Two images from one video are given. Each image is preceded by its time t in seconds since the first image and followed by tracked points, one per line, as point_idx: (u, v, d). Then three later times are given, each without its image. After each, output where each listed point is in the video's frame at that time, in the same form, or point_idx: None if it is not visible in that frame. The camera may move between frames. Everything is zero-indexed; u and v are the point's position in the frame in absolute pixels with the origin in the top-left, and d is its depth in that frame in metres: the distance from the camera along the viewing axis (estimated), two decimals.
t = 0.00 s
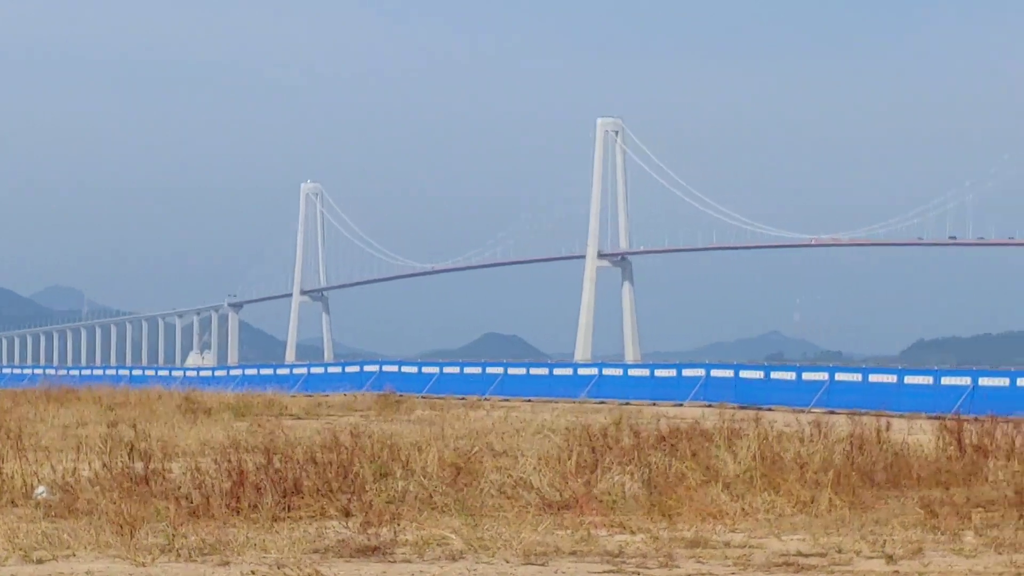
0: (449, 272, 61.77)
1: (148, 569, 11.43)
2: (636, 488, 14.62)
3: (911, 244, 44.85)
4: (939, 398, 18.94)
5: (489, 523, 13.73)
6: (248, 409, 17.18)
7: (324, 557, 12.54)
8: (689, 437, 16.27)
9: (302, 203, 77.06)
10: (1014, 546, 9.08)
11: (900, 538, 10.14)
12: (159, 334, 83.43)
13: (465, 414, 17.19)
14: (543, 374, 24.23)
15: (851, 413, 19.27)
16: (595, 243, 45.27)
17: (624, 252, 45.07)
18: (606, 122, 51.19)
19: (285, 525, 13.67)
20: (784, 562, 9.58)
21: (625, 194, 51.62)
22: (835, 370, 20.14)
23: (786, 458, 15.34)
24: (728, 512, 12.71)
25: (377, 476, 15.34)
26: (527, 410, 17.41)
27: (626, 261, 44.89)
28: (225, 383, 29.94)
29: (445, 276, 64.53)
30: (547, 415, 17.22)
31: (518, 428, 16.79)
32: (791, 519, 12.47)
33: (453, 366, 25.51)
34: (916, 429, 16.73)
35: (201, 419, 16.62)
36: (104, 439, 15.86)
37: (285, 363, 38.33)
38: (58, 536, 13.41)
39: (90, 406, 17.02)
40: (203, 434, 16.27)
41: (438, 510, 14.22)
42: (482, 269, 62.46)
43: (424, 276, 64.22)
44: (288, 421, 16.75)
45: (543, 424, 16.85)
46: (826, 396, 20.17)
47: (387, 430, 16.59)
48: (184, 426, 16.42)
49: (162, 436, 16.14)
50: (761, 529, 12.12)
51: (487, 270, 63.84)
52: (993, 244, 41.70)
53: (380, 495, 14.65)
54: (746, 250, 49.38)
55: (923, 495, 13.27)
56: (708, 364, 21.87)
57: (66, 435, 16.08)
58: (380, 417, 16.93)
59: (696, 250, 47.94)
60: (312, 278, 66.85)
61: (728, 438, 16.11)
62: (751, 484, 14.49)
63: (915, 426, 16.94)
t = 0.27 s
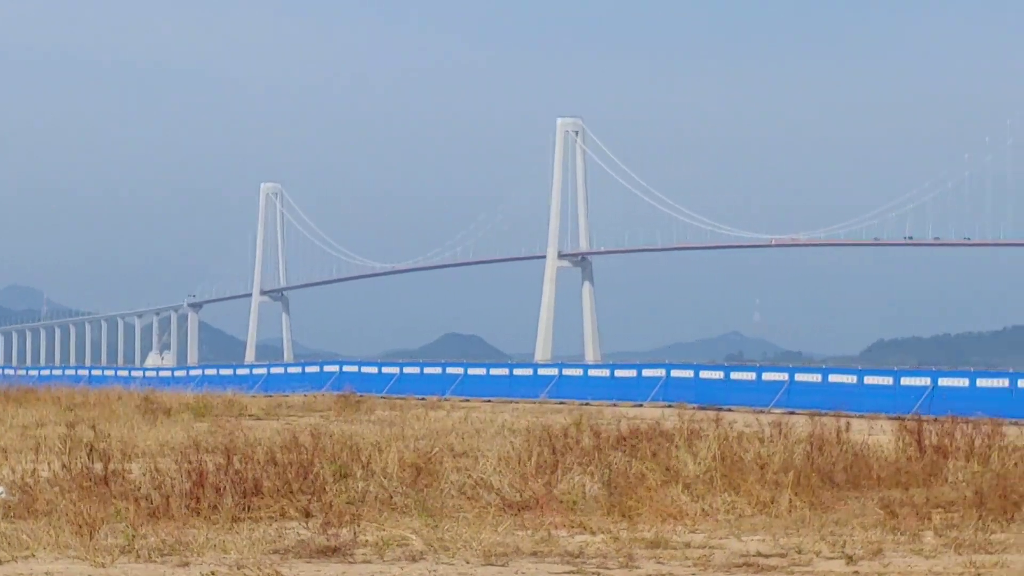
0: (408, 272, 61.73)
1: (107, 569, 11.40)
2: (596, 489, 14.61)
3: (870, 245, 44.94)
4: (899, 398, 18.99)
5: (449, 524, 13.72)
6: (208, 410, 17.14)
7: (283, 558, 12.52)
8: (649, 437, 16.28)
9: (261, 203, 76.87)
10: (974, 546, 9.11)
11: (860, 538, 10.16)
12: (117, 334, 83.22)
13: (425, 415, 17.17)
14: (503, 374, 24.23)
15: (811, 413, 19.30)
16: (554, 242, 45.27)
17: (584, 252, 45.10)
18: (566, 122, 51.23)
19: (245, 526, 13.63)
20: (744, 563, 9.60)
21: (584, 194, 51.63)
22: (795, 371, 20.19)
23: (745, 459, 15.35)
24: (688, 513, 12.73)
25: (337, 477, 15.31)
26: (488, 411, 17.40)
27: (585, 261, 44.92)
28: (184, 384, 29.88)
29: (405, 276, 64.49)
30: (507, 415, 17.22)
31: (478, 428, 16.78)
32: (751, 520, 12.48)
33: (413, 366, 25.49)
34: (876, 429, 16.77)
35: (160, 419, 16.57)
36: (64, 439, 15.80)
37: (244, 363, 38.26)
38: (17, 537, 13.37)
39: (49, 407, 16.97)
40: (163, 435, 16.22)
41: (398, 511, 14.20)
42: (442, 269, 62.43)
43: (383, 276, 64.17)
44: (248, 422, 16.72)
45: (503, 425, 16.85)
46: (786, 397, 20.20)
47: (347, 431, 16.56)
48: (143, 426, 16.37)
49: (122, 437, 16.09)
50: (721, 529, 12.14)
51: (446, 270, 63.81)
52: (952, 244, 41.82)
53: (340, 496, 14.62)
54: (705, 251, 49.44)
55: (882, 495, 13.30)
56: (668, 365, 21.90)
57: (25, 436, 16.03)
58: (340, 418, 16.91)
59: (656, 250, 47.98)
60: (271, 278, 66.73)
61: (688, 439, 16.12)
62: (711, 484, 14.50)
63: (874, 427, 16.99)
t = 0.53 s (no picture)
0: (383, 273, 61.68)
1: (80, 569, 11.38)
2: (570, 490, 14.61)
3: (843, 245, 44.99)
4: (873, 399, 19.02)
5: (423, 524, 13.71)
6: (182, 410, 17.11)
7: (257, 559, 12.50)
8: (623, 438, 16.28)
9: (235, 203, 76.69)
10: (947, 546, 9.12)
11: (833, 539, 10.17)
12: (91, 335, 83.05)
13: (399, 415, 17.16)
14: (478, 375, 24.22)
15: (785, 413, 19.32)
16: (529, 243, 45.25)
17: (558, 253, 45.10)
18: (540, 124, 51.24)
19: (218, 526, 13.61)
20: (718, 563, 9.61)
21: (558, 194, 51.62)
22: (768, 371, 20.22)
23: (719, 459, 15.36)
24: (662, 513, 12.73)
25: (310, 478, 15.29)
26: (462, 411, 17.40)
27: (560, 262, 44.93)
28: (158, 385, 29.83)
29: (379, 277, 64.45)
30: (481, 416, 17.21)
31: (452, 429, 16.77)
32: (725, 520, 12.49)
33: (387, 367, 25.46)
34: (849, 430, 16.80)
35: (134, 420, 16.55)
36: (36, 440, 15.77)
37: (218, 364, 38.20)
38: None
39: (22, 408, 16.94)
40: (136, 436, 16.19)
41: (372, 512, 14.18)
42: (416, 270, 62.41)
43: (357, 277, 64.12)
44: (221, 423, 16.70)
45: (477, 426, 16.84)
46: (760, 397, 20.23)
47: (320, 432, 16.54)
48: (117, 427, 16.34)
49: (95, 438, 16.06)
50: (695, 529, 12.15)
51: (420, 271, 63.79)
52: (925, 244, 41.88)
53: (313, 496, 14.59)
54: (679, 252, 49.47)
55: (855, 496, 13.32)
56: (642, 366, 21.91)
57: None
58: (314, 419, 16.89)
59: (630, 250, 47.99)
60: (245, 279, 66.65)
61: (662, 439, 16.13)
62: (685, 485, 14.51)
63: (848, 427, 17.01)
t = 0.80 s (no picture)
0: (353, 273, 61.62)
1: (50, 570, 11.35)
2: (541, 490, 14.61)
3: (815, 246, 45.05)
4: (843, 399, 19.07)
5: (394, 525, 13.70)
6: (152, 410, 17.10)
7: (228, 559, 12.49)
8: (594, 438, 16.30)
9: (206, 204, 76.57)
10: (917, 546, 9.15)
11: (804, 539, 10.19)
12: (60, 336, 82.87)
13: (370, 416, 17.16)
14: (449, 376, 24.22)
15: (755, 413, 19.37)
16: (500, 243, 45.25)
17: (529, 253, 45.11)
18: (512, 124, 51.25)
19: (189, 527, 13.59)
20: (689, 564, 9.62)
21: (530, 194, 51.62)
22: (739, 372, 20.26)
23: (690, 459, 15.37)
24: (633, 513, 12.74)
25: (282, 478, 15.27)
26: (433, 412, 17.40)
27: (531, 262, 44.94)
28: (127, 385, 29.78)
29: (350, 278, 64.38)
30: (452, 416, 17.22)
31: (423, 429, 16.78)
32: (696, 520, 12.51)
33: (357, 367, 25.46)
34: (822, 430, 16.83)
35: (104, 420, 16.52)
36: (7, 440, 15.75)
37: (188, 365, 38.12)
38: None
39: None
40: (107, 436, 16.17)
41: (343, 512, 14.16)
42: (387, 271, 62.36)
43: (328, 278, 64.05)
44: (192, 423, 16.69)
45: (449, 426, 16.85)
46: (730, 398, 20.27)
47: (291, 432, 16.53)
48: (87, 427, 16.32)
49: (65, 438, 16.04)
50: (666, 530, 12.16)
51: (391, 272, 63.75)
52: (895, 243, 41.97)
53: (284, 497, 14.58)
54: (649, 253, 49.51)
55: (826, 496, 13.34)
56: (613, 366, 21.95)
57: None
58: (285, 419, 16.88)
59: (601, 250, 48.00)
60: (216, 279, 66.56)
61: (633, 440, 16.15)
62: (656, 485, 14.52)
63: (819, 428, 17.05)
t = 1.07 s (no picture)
0: (314, 274, 61.53)
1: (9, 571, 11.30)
2: (503, 490, 14.60)
3: (777, 247, 45.10)
4: (804, 399, 19.11)
5: (356, 525, 13.68)
6: (113, 411, 17.06)
7: (189, 561, 12.45)
8: (556, 438, 16.30)
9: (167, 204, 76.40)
10: (878, 546, 9.16)
11: (766, 539, 10.20)
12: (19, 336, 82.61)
13: (332, 416, 17.14)
14: (410, 376, 24.21)
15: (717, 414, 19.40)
16: (462, 244, 45.23)
17: (490, 254, 45.10)
18: (473, 125, 51.23)
19: (150, 528, 13.55)
20: (650, 564, 9.62)
21: (492, 195, 51.60)
22: (701, 372, 20.28)
23: (652, 460, 15.38)
24: (595, 514, 12.74)
25: (243, 479, 15.23)
26: (395, 412, 17.38)
27: (493, 263, 44.92)
28: (88, 386, 29.70)
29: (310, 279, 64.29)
30: (414, 417, 17.21)
31: (385, 430, 16.76)
32: (658, 520, 12.52)
33: (319, 367, 25.43)
34: (785, 431, 16.84)
35: (65, 421, 16.48)
36: None
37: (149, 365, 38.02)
38: None
39: None
40: (67, 437, 16.12)
41: (305, 513, 14.14)
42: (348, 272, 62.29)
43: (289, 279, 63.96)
44: (153, 423, 16.65)
45: (410, 426, 16.84)
46: (692, 398, 20.29)
47: (253, 432, 16.50)
48: (48, 428, 16.27)
49: (26, 439, 15.99)
50: (628, 530, 12.15)
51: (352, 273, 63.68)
52: (855, 245, 42.06)
53: (246, 498, 14.54)
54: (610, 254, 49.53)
55: (788, 496, 13.36)
56: (575, 366, 21.95)
57: None
58: (247, 420, 16.84)
59: (563, 251, 47.97)
60: (177, 279, 66.40)
61: (595, 440, 16.15)
62: (618, 485, 14.52)
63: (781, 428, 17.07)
